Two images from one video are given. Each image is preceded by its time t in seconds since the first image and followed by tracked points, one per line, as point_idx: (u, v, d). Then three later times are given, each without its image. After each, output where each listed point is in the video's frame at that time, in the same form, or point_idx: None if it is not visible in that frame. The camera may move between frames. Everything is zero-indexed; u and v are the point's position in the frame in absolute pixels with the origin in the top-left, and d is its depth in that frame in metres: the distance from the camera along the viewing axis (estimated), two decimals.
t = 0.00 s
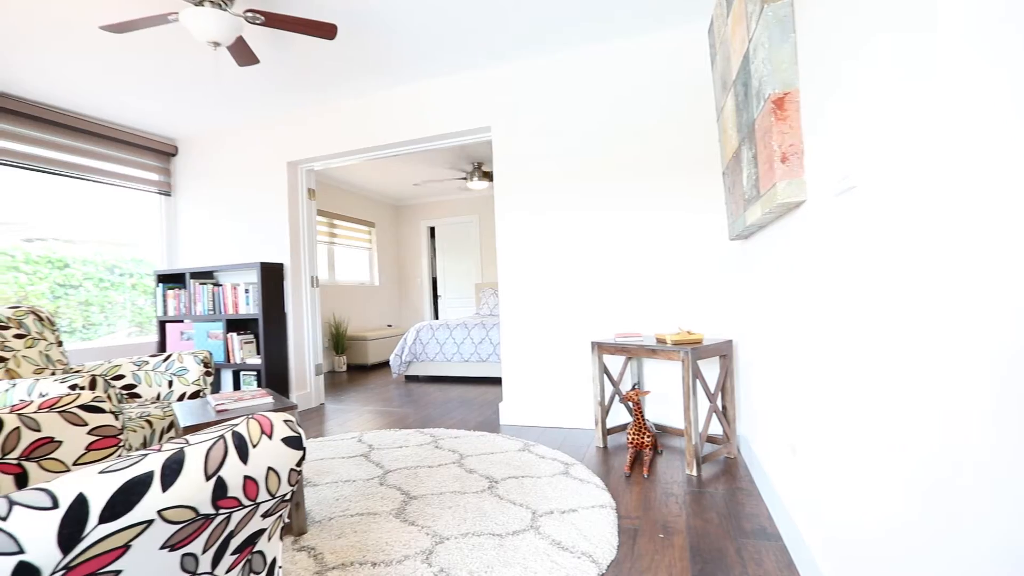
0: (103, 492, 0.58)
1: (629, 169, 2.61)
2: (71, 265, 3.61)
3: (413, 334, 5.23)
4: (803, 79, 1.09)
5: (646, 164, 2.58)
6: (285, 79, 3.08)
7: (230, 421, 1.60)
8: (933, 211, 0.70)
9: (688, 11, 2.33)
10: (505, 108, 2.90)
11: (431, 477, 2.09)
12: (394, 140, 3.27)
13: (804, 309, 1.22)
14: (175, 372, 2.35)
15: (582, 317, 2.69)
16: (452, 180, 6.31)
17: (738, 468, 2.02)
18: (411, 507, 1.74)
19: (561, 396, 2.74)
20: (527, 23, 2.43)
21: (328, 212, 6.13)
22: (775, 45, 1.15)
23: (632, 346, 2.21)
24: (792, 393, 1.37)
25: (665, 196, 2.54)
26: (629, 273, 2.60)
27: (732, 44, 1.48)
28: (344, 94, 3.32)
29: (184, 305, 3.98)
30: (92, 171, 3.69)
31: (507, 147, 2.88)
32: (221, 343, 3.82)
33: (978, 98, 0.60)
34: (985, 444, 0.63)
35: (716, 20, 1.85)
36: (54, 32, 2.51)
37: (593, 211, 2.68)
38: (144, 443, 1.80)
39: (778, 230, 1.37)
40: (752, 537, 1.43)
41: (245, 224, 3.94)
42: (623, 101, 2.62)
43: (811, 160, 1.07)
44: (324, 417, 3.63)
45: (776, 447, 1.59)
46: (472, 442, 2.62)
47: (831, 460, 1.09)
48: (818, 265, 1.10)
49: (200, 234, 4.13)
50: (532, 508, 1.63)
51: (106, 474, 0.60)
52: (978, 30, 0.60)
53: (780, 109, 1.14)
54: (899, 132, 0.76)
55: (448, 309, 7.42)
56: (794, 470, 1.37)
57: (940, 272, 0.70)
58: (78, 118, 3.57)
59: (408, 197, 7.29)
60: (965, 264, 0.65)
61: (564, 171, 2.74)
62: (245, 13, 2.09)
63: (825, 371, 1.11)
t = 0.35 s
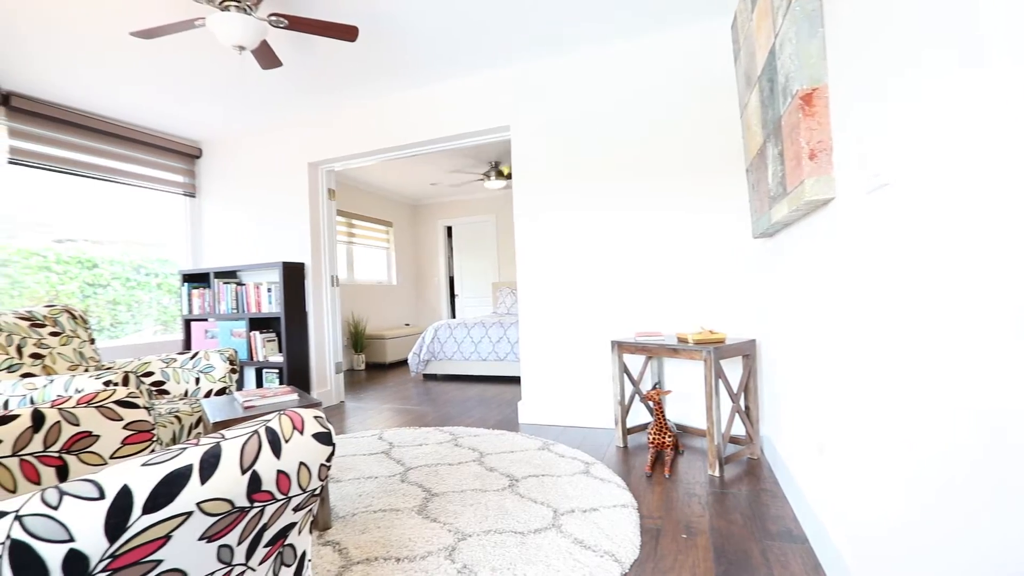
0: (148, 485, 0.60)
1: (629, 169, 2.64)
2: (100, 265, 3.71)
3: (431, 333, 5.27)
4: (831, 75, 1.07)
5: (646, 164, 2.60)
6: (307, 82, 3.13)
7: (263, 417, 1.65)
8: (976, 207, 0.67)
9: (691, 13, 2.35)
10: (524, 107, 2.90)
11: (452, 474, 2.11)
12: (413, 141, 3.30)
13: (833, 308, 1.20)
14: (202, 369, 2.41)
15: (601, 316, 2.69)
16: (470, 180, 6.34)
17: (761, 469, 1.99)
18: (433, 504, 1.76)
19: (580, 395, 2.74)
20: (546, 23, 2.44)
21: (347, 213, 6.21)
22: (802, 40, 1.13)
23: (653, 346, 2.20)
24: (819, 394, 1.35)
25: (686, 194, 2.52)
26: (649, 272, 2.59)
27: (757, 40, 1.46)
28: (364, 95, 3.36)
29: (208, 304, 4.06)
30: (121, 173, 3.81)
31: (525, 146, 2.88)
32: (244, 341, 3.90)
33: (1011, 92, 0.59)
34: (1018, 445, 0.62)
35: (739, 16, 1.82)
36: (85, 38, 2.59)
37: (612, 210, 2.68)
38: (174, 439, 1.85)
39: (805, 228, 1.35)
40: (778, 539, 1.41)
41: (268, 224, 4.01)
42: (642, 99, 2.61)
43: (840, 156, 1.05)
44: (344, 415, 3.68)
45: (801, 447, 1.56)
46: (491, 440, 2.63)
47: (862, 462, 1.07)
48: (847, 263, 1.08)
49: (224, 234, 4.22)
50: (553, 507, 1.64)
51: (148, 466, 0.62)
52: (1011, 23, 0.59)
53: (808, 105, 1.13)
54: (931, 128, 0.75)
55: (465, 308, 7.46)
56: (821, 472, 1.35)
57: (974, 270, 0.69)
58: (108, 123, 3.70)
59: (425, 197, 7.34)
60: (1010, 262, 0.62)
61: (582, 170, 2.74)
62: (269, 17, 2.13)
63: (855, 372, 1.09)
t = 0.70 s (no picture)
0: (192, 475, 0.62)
1: (650, 167, 2.62)
2: (129, 265, 3.83)
3: (451, 332, 5.30)
4: (865, 69, 1.05)
5: (661, 162, 2.60)
6: (330, 83, 3.17)
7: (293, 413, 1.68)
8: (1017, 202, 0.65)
9: (687, 10, 2.35)
10: (545, 105, 2.90)
11: (474, 472, 2.12)
12: (434, 141, 3.33)
13: (865, 307, 1.18)
14: (230, 367, 2.45)
15: (623, 315, 2.68)
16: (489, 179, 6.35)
17: (787, 471, 1.96)
18: (456, 501, 1.77)
19: (602, 394, 2.73)
20: (567, 21, 2.44)
21: (368, 212, 6.28)
22: (835, 33, 1.11)
23: (676, 345, 2.18)
24: (850, 394, 1.33)
25: (709, 192, 2.49)
26: (671, 270, 2.57)
27: (785, 34, 1.44)
28: (386, 96, 3.40)
29: (234, 303, 4.16)
30: (146, 175, 3.89)
31: (546, 144, 2.89)
32: (269, 339, 3.98)
33: None
34: None
35: (766, 10, 1.79)
36: (119, 45, 2.67)
37: (633, 208, 2.66)
38: (205, 434, 1.90)
39: (836, 225, 1.33)
40: (806, 541, 1.39)
41: (291, 224, 4.08)
42: (664, 96, 2.59)
43: (875, 151, 1.03)
44: (366, 412, 3.73)
45: (831, 449, 1.53)
46: (513, 438, 2.64)
47: (895, 463, 1.05)
48: (881, 261, 1.06)
49: (250, 234, 4.30)
50: (577, 505, 1.64)
51: (191, 459, 0.64)
52: None
53: (841, 100, 1.11)
54: (969, 122, 0.73)
55: (484, 307, 7.48)
56: (852, 474, 1.31)
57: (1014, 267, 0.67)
58: (136, 126, 3.79)
59: (444, 196, 7.38)
60: None
61: (604, 168, 2.73)
62: (295, 20, 2.17)
63: (888, 372, 1.07)
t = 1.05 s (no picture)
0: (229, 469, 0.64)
1: (671, 165, 2.60)
2: (154, 265, 3.92)
3: (468, 331, 5.32)
4: (897, 62, 1.03)
5: (681, 160, 2.57)
6: (351, 84, 3.21)
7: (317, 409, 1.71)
8: None
9: (688, 9, 2.36)
10: (565, 103, 2.89)
11: (495, 470, 2.12)
12: (453, 140, 3.35)
13: (895, 306, 1.15)
14: (254, 364, 2.50)
15: (643, 314, 2.66)
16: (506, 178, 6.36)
17: (813, 473, 1.93)
18: (478, 499, 1.78)
19: (622, 393, 2.72)
20: (586, 18, 2.43)
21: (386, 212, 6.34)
22: (867, 27, 1.08)
23: (698, 344, 2.16)
24: (879, 395, 1.30)
25: (731, 190, 2.46)
26: (692, 269, 2.54)
27: (813, 28, 1.42)
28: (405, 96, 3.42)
29: (256, 302, 4.24)
30: (172, 178, 3.99)
31: (565, 143, 2.88)
32: (290, 337, 4.04)
33: None
34: None
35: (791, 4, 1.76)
36: (147, 50, 2.74)
37: (653, 206, 2.64)
38: (232, 430, 1.93)
39: (865, 222, 1.30)
40: (834, 544, 1.37)
41: (312, 224, 4.14)
42: (685, 93, 2.56)
43: (908, 147, 1.00)
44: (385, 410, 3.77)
45: (860, 450, 1.49)
46: (532, 437, 2.64)
47: (928, 466, 1.02)
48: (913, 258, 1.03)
49: (271, 234, 4.37)
50: (599, 505, 1.63)
51: (228, 453, 0.66)
52: None
53: (872, 95, 1.09)
54: (1006, 115, 0.71)
55: (500, 306, 7.49)
56: (883, 476, 1.28)
57: None
58: (163, 130, 3.89)
59: (461, 195, 7.40)
60: None
61: (623, 166, 2.72)
62: (318, 23, 2.20)
63: (920, 372, 1.04)
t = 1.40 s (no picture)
0: (264, 463, 0.65)
1: (691, 162, 2.58)
2: (178, 265, 4.00)
3: (485, 330, 5.34)
4: (932, 55, 1.00)
5: (701, 157, 2.55)
6: (371, 85, 3.24)
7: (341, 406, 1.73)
8: None
9: (708, 5, 2.34)
10: (584, 102, 2.89)
11: (515, 469, 2.13)
12: (471, 140, 3.36)
13: (927, 305, 1.12)
14: (278, 362, 2.54)
15: (664, 313, 2.64)
16: (522, 176, 6.35)
17: (839, 475, 1.90)
18: (499, 496, 1.79)
19: (642, 393, 2.70)
20: (606, 16, 2.42)
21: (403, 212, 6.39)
22: (900, 20, 1.06)
23: (720, 343, 2.13)
24: (909, 395, 1.28)
25: (753, 187, 2.43)
26: (713, 267, 2.52)
27: (840, 22, 1.39)
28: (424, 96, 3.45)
29: (277, 301, 4.32)
30: (195, 180, 4.07)
31: (584, 141, 2.88)
32: (311, 336, 4.11)
33: None
34: None
35: None
36: (173, 55, 2.81)
37: (674, 204, 2.62)
38: (257, 426, 1.96)
39: (896, 219, 1.27)
40: (863, 547, 1.35)
41: (332, 224, 4.19)
42: (707, 89, 2.54)
43: (943, 141, 0.98)
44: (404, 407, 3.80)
45: (889, 452, 1.46)
46: (552, 436, 2.64)
47: (961, 469, 1.00)
48: (946, 257, 1.01)
49: (293, 234, 4.44)
50: (621, 504, 1.63)
51: (263, 447, 0.67)
52: None
53: (905, 89, 1.07)
54: None
55: (517, 305, 7.50)
56: (914, 479, 1.25)
57: None
58: (188, 132, 3.98)
59: (477, 194, 7.42)
60: None
61: (643, 164, 2.70)
62: (339, 25, 2.23)
63: (953, 372, 1.02)
